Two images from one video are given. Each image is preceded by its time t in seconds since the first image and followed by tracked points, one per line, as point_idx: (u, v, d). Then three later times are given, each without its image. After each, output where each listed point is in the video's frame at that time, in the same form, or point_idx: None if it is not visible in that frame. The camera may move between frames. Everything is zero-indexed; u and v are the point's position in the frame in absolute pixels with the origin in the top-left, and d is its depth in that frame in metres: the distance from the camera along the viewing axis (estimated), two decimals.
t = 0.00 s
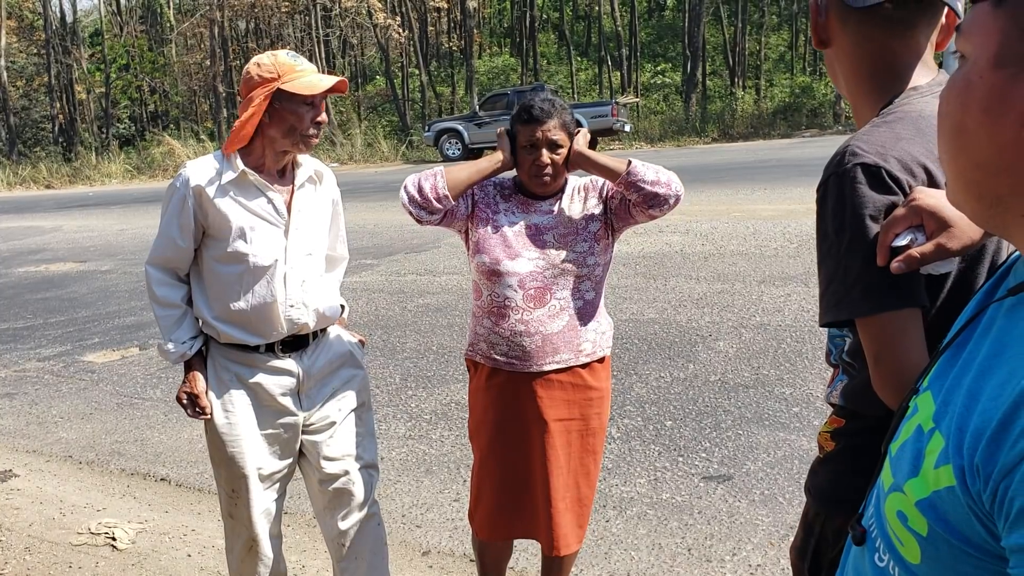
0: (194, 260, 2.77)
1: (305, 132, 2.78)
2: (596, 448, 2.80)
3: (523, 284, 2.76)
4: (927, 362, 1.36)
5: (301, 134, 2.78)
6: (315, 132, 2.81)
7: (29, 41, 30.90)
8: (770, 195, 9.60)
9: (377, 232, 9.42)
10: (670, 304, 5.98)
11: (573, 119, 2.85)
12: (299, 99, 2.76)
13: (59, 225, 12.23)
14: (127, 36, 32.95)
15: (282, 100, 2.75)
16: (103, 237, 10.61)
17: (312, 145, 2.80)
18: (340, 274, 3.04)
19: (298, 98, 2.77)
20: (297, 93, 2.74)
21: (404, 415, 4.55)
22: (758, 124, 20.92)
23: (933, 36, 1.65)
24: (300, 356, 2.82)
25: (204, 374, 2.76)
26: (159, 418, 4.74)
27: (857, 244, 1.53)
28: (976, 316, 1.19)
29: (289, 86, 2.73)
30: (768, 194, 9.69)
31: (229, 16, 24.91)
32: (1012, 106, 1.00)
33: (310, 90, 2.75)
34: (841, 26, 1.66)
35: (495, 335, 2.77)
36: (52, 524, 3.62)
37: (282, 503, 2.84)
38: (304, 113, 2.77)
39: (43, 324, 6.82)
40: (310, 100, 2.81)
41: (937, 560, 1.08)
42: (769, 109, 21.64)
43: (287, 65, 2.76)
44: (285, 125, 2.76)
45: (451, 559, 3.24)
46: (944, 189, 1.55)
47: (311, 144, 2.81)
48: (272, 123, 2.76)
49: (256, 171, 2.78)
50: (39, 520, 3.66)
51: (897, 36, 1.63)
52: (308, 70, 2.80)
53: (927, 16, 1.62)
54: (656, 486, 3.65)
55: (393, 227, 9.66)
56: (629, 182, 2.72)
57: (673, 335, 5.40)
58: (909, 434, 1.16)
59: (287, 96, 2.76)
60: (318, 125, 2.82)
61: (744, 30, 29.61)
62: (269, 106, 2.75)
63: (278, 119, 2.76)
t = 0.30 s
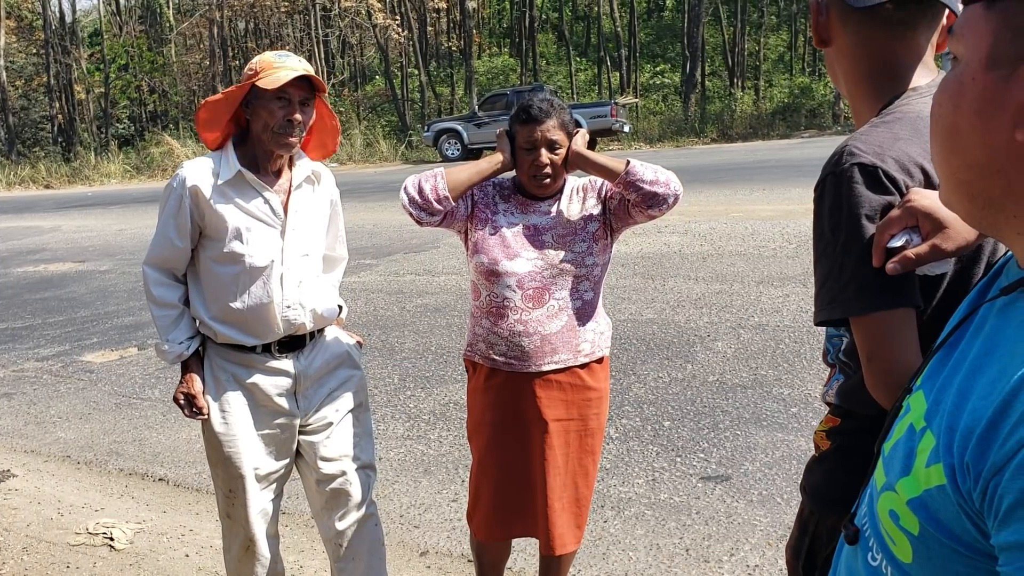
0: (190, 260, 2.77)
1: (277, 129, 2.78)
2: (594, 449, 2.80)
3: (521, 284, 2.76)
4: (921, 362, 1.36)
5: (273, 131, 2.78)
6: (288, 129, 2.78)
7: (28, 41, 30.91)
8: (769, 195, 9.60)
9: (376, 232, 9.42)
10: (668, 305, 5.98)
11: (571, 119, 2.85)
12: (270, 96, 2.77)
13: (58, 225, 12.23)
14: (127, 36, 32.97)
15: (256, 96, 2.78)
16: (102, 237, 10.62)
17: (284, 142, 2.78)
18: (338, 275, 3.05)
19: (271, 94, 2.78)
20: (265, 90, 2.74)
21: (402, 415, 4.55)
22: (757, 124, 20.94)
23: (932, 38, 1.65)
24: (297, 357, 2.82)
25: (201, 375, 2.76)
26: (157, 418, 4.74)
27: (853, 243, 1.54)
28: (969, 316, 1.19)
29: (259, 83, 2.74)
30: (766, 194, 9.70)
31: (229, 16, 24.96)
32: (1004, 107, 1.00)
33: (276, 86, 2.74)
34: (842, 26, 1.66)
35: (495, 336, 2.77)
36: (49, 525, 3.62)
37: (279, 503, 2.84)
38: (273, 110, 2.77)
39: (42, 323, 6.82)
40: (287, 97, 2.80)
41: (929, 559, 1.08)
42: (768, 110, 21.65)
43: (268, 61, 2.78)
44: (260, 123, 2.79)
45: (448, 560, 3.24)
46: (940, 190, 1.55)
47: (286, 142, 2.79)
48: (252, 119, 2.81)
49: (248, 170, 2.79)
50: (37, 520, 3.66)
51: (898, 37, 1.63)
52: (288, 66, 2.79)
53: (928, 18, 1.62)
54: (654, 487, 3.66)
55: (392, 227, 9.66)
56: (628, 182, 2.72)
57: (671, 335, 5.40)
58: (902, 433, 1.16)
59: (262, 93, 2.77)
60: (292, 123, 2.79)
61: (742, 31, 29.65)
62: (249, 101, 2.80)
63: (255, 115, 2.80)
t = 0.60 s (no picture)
0: (187, 262, 2.77)
1: (271, 129, 2.78)
2: (592, 449, 2.80)
3: (519, 285, 2.76)
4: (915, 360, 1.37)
5: (267, 132, 2.78)
6: (282, 130, 2.78)
7: (27, 42, 30.92)
8: (767, 196, 9.61)
9: (374, 233, 9.42)
10: (666, 305, 5.99)
11: (569, 122, 2.86)
12: (264, 97, 2.77)
13: (56, 227, 12.22)
14: (126, 37, 32.97)
15: (251, 97, 2.79)
16: (100, 238, 10.61)
17: (278, 143, 2.78)
18: (336, 276, 3.05)
19: (265, 95, 2.78)
20: (260, 90, 2.75)
21: (400, 416, 4.55)
22: (756, 124, 20.94)
23: (931, 37, 1.65)
24: (293, 357, 2.82)
25: (198, 376, 2.77)
26: (155, 419, 4.74)
27: (851, 241, 1.54)
28: (962, 314, 1.20)
29: (255, 84, 2.75)
30: (764, 195, 9.70)
31: (228, 17, 24.97)
32: (999, 106, 1.01)
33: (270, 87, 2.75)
34: (841, 25, 1.67)
35: (493, 336, 2.78)
36: (46, 526, 3.62)
37: (276, 503, 2.84)
38: (268, 111, 2.77)
39: (39, 325, 6.82)
40: (281, 98, 2.80)
41: (921, 557, 1.09)
42: (767, 111, 21.67)
43: (263, 63, 2.80)
44: (254, 123, 2.79)
45: (446, 560, 3.24)
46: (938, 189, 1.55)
47: (280, 143, 2.79)
48: (247, 121, 2.81)
49: (244, 171, 2.80)
50: (34, 522, 3.66)
51: (897, 37, 1.64)
52: (282, 68, 2.80)
53: (927, 17, 1.62)
54: (651, 487, 3.66)
55: (390, 228, 9.67)
56: (625, 186, 2.73)
57: (669, 335, 5.41)
58: (894, 430, 1.17)
59: (257, 95, 2.78)
60: (287, 124, 2.79)
61: (740, 32, 29.69)
62: (244, 103, 2.81)
63: (250, 116, 2.80)
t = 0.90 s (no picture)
0: (184, 264, 2.78)
1: (269, 130, 2.78)
2: (590, 450, 2.81)
3: (517, 286, 2.76)
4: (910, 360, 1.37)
5: (265, 133, 2.78)
6: (280, 130, 2.79)
7: (26, 43, 30.89)
8: (766, 196, 9.61)
9: (373, 234, 9.42)
10: (665, 306, 5.99)
11: (570, 121, 2.88)
12: (261, 97, 2.78)
13: (56, 228, 12.21)
14: (125, 37, 32.96)
15: (248, 98, 2.79)
16: (99, 239, 10.60)
17: (276, 143, 2.79)
18: (333, 277, 3.05)
19: (262, 96, 2.79)
20: (257, 91, 2.75)
21: (399, 417, 4.55)
22: (755, 125, 20.92)
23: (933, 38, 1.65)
24: (291, 358, 2.82)
25: (195, 377, 2.78)
26: (154, 420, 4.73)
27: (848, 244, 1.54)
28: (959, 313, 1.20)
29: (253, 85, 2.75)
30: (763, 195, 9.70)
31: (228, 18, 24.96)
32: (999, 105, 1.01)
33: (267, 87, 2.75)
34: (845, 25, 1.67)
35: (490, 337, 2.78)
36: (45, 527, 3.62)
37: (274, 504, 2.85)
38: (265, 111, 2.78)
39: (39, 326, 6.82)
40: (278, 98, 2.81)
41: (916, 555, 1.09)
42: (766, 111, 21.67)
43: (259, 63, 2.80)
44: (252, 125, 2.79)
45: (445, 561, 3.24)
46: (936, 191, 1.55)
47: (279, 144, 2.79)
48: (244, 122, 2.82)
49: (241, 173, 2.80)
50: (33, 523, 3.66)
51: (901, 37, 1.64)
52: (278, 67, 2.80)
53: (931, 18, 1.63)
54: (650, 487, 3.66)
55: (389, 229, 9.66)
56: (624, 199, 2.73)
57: (668, 336, 5.41)
58: (890, 428, 1.17)
59: (253, 95, 2.79)
60: (285, 123, 2.79)
61: (739, 32, 29.67)
62: (241, 104, 2.81)
63: (247, 117, 2.81)
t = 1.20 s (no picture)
0: (182, 266, 2.78)
1: (264, 131, 2.78)
2: (588, 452, 2.81)
3: (516, 287, 2.76)
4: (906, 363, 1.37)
5: (261, 134, 2.79)
6: (275, 130, 2.79)
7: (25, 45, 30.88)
8: (765, 197, 9.60)
9: (373, 235, 9.42)
10: (665, 306, 5.99)
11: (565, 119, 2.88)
12: (256, 98, 2.78)
13: (56, 230, 12.22)
14: (125, 39, 32.97)
15: (243, 99, 2.79)
16: (99, 241, 10.61)
17: (272, 143, 2.79)
18: (332, 278, 3.05)
19: (257, 96, 2.79)
20: (252, 91, 2.75)
21: (399, 418, 4.55)
22: (755, 125, 20.93)
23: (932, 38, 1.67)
24: (289, 360, 2.82)
25: (194, 380, 2.77)
26: (154, 422, 4.74)
27: (846, 246, 1.54)
28: (955, 315, 1.20)
29: (248, 85, 2.75)
30: (763, 196, 9.69)
31: (227, 19, 24.97)
32: (994, 105, 1.01)
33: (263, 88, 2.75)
34: (867, 10, 1.64)
35: (489, 337, 2.78)
36: (45, 529, 3.62)
37: (274, 506, 2.85)
38: (260, 112, 2.78)
39: (39, 328, 6.82)
40: (273, 98, 2.81)
41: (914, 558, 1.09)
42: (766, 112, 21.67)
43: (253, 64, 2.80)
44: (249, 126, 2.80)
45: (445, 562, 3.25)
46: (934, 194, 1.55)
47: (276, 144, 2.79)
48: (240, 123, 2.82)
49: (237, 175, 2.81)
50: (33, 525, 3.66)
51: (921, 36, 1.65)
52: (273, 68, 2.80)
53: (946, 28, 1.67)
54: (650, 488, 3.66)
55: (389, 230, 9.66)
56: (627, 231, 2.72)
57: (668, 336, 5.41)
58: (887, 431, 1.17)
59: (248, 96, 2.79)
60: (280, 123, 2.79)
61: (739, 32, 29.66)
62: (236, 105, 2.82)
63: (243, 119, 2.81)
